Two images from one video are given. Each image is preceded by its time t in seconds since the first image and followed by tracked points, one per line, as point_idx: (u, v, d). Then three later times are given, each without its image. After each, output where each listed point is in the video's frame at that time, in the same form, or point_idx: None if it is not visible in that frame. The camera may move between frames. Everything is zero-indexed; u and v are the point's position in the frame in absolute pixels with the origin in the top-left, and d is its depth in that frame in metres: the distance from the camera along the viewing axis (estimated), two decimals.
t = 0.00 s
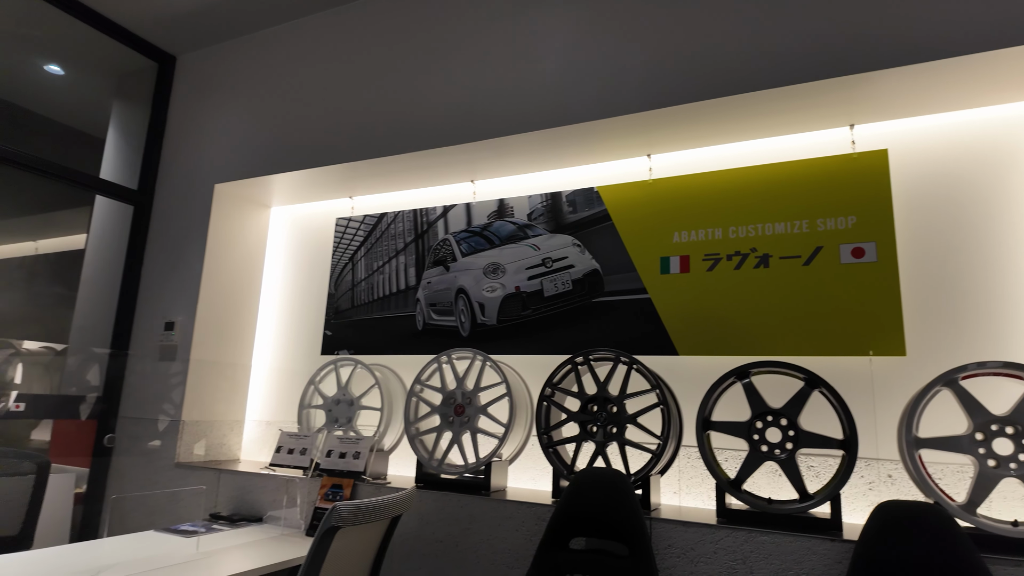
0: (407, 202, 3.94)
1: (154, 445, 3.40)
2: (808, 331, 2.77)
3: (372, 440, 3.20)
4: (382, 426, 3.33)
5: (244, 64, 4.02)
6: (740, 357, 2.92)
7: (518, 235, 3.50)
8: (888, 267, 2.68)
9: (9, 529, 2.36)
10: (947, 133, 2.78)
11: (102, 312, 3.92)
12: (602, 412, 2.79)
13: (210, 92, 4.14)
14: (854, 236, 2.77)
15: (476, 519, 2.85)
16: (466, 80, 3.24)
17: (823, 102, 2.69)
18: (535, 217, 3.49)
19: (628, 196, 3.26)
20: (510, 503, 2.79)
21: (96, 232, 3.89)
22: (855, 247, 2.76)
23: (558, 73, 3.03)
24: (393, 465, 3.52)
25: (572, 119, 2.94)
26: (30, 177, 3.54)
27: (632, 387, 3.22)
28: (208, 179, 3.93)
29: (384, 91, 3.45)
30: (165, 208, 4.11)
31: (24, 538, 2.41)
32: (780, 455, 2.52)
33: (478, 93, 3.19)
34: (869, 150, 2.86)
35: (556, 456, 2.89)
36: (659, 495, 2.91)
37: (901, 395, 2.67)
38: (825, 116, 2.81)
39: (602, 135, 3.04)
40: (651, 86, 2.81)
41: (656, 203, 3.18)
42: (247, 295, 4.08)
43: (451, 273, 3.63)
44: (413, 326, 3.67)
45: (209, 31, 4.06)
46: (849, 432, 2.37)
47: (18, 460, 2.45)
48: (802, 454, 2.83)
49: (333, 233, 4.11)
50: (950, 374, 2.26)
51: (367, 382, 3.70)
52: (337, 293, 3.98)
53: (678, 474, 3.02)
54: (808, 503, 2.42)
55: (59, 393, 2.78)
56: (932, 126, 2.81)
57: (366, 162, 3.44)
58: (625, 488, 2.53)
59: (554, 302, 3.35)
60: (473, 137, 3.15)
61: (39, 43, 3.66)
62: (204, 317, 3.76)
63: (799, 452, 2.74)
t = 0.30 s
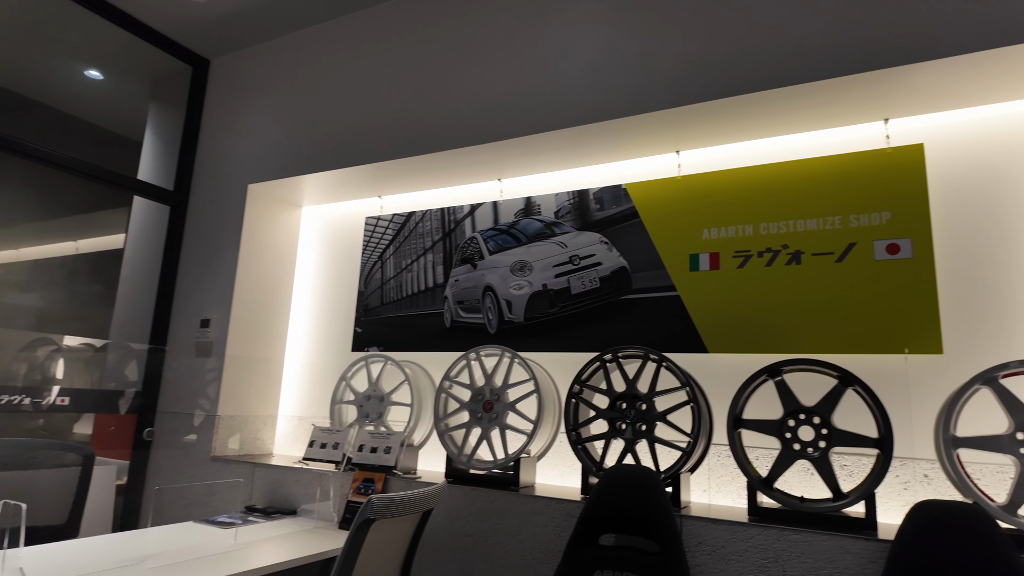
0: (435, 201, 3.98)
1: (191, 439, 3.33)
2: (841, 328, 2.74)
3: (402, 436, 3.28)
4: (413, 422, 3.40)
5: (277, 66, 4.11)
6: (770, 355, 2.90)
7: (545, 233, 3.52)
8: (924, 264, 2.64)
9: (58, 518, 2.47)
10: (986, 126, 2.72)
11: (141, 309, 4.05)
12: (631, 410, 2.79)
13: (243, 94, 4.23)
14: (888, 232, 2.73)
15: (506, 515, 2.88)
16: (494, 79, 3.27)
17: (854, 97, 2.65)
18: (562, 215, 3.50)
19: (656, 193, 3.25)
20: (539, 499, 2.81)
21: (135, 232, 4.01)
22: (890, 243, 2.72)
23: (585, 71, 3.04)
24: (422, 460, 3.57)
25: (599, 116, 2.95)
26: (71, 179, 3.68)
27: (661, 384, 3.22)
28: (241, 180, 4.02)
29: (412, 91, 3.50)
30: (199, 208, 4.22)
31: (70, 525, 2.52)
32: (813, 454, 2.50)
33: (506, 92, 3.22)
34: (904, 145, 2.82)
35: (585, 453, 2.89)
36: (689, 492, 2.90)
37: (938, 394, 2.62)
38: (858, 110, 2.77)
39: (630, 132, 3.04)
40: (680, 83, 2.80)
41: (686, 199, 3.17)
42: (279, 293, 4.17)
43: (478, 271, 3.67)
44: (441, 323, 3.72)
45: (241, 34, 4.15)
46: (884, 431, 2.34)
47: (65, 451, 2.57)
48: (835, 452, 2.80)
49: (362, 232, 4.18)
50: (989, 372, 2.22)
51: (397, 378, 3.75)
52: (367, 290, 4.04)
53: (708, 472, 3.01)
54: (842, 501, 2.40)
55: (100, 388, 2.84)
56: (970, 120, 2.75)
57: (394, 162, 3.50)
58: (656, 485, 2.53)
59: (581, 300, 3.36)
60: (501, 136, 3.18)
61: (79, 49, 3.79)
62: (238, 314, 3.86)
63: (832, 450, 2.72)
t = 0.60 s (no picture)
0: (465, 200, 4.02)
1: (228, 433, 3.22)
2: (879, 327, 2.69)
3: (434, 432, 3.34)
4: (444, 418, 3.46)
5: (310, 69, 4.20)
6: (804, 353, 2.87)
7: (574, 230, 3.53)
8: (966, 261, 2.58)
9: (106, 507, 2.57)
10: None
11: (180, 306, 4.17)
12: (663, 408, 2.78)
13: (278, 97, 4.33)
14: (928, 229, 2.68)
15: (537, 511, 2.90)
16: (524, 78, 3.29)
17: (893, 90, 2.61)
18: (592, 212, 3.50)
19: (688, 190, 3.23)
20: (571, 496, 2.83)
21: (174, 231, 4.13)
22: (930, 239, 2.66)
23: (616, 68, 3.04)
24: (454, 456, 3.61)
25: (630, 114, 2.95)
26: (115, 181, 3.81)
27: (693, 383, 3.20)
28: (276, 180, 4.11)
29: (443, 91, 3.54)
30: (235, 208, 4.33)
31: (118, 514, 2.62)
32: (851, 453, 2.47)
33: (537, 91, 3.23)
34: (945, 139, 2.75)
35: (616, 451, 2.89)
36: (722, 491, 2.89)
37: (980, 394, 2.57)
38: (897, 104, 2.72)
39: (661, 128, 3.03)
40: (713, 79, 2.79)
41: (718, 196, 3.15)
42: (313, 291, 4.26)
43: (508, 269, 3.70)
44: (471, 320, 3.76)
45: (276, 37, 4.24)
46: (925, 430, 2.30)
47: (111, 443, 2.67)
48: (872, 452, 2.76)
49: (393, 231, 4.24)
50: None
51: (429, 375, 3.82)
52: (398, 289, 4.10)
53: (741, 471, 2.99)
54: (880, 502, 2.37)
55: (141, 382, 2.82)
56: (1015, 112, 2.68)
57: (425, 161, 3.54)
58: (690, 483, 2.52)
59: (612, 297, 3.36)
60: (531, 134, 3.20)
61: (121, 55, 3.91)
62: (273, 311, 3.95)
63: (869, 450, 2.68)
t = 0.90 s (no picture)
0: (494, 198, 4.04)
1: (264, 428, 3.35)
2: (920, 324, 2.64)
3: (465, 428, 3.39)
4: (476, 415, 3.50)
5: (343, 70, 4.27)
6: (841, 351, 2.83)
7: (605, 228, 3.52)
8: (1012, 257, 2.51)
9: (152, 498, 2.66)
10: None
11: (218, 304, 4.28)
12: (697, 407, 2.76)
13: (311, 98, 4.41)
14: (972, 224, 2.61)
15: (570, 508, 2.92)
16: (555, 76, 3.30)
17: (934, 83, 2.55)
18: (623, 209, 3.50)
19: (721, 186, 3.20)
20: (603, 493, 2.84)
21: (211, 231, 4.24)
22: (974, 235, 2.60)
23: (647, 65, 3.03)
24: (485, 452, 3.64)
25: (662, 111, 2.94)
26: (156, 183, 3.93)
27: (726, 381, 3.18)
28: (310, 180, 4.19)
29: (474, 90, 3.57)
30: (270, 208, 4.43)
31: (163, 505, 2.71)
32: (891, 453, 2.43)
33: (568, 88, 3.24)
34: (990, 132, 2.67)
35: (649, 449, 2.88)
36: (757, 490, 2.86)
37: None
38: (939, 97, 2.65)
39: (693, 125, 3.01)
40: (748, 74, 2.76)
41: (752, 193, 3.11)
42: (346, 289, 4.33)
43: (538, 267, 3.71)
44: (502, 318, 3.79)
45: (309, 40, 4.32)
46: (969, 431, 2.25)
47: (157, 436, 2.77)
48: (913, 453, 2.71)
49: (424, 229, 4.29)
50: None
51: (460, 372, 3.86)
52: (429, 287, 4.15)
53: (776, 470, 2.96)
54: (922, 503, 2.32)
55: (181, 377, 2.91)
56: None
57: (456, 160, 3.58)
58: (726, 483, 2.50)
59: (643, 295, 3.35)
60: (562, 132, 3.21)
61: (162, 60, 4.03)
62: (307, 309, 4.03)
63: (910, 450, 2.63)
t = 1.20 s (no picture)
0: (523, 195, 4.05)
1: (298, 423, 3.45)
2: (962, 321, 2.58)
3: (496, 425, 3.43)
4: (507, 413, 3.55)
5: (373, 70, 4.33)
6: (880, 348, 2.77)
7: (635, 224, 3.51)
8: None
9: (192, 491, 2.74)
10: None
11: (252, 302, 4.38)
12: (731, 405, 2.74)
13: (342, 99, 4.48)
14: (1017, 218, 2.53)
15: (602, 505, 2.92)
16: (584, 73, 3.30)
17: (978, 73, 2.48)
18: (653, 206, 3.48)
19: (754, 181, 3.17)
20: (636, 491, 2.84)
21: (245, 231, 4.34)
22: (1019, 229, 2.52)
23: (678, 60, 3.01)
24: (515, 448, 3.67)
25: (693, 106, 2.91)
26: (193, 184, 4.03)
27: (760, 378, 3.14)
28: (341, 180, 4.26)
29: (504, 88, 3.59)
30: (303, 208, 4.51)
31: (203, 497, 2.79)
32: (932, 452, 2.37)
33: (598, 85, 3.23)
34: None
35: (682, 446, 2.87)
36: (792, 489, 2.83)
37: None
38: (983, 87, 2.58)
39: (725, 119, 2.98)
40: (781, 67, 2.72)
41: (786, 188, 3.07)
42: (376, 287, 4.39)
43: (567, 264, 3.72)
44: (531, 315, 3.80)
45: (340, 41, 4.39)
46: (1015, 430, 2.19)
47: (199, 431, 2.85)
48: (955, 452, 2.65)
49: (453, 227, 4.32)
50: None
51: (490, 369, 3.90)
52: (458, 284, 4.19)
53: (811, 469, 2.92)
54: (966, 504, 2.27)
55: (217, 374, 2.92)
56: None
57: (485, 158, 3.60)
58: (761, 483, 2.47)
59: (674, 292, 3.33)
60: (591, 129, 3.21)
61: (198, 64, 4.14)
62: (339, 307, 4.10)
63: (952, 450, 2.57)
